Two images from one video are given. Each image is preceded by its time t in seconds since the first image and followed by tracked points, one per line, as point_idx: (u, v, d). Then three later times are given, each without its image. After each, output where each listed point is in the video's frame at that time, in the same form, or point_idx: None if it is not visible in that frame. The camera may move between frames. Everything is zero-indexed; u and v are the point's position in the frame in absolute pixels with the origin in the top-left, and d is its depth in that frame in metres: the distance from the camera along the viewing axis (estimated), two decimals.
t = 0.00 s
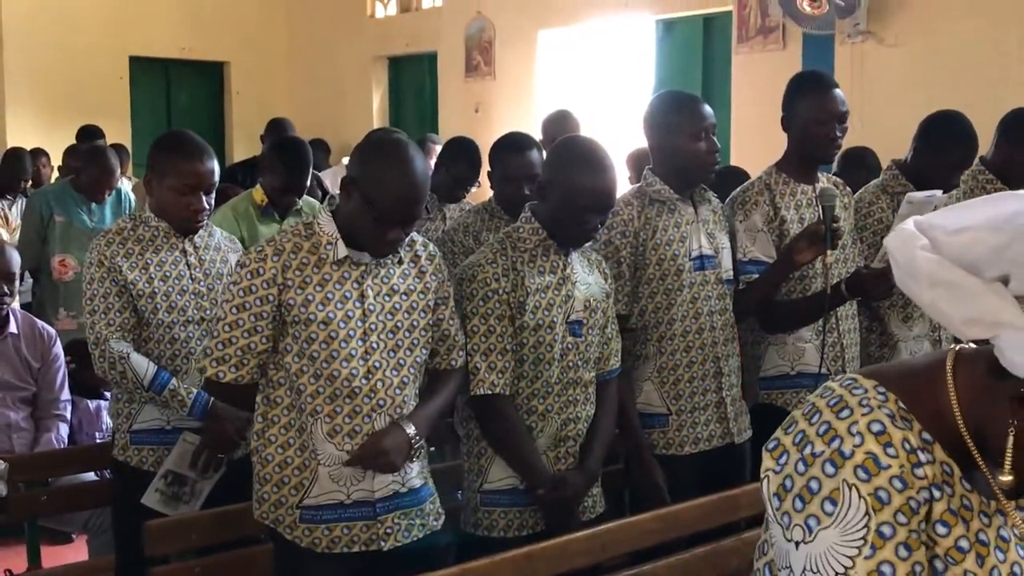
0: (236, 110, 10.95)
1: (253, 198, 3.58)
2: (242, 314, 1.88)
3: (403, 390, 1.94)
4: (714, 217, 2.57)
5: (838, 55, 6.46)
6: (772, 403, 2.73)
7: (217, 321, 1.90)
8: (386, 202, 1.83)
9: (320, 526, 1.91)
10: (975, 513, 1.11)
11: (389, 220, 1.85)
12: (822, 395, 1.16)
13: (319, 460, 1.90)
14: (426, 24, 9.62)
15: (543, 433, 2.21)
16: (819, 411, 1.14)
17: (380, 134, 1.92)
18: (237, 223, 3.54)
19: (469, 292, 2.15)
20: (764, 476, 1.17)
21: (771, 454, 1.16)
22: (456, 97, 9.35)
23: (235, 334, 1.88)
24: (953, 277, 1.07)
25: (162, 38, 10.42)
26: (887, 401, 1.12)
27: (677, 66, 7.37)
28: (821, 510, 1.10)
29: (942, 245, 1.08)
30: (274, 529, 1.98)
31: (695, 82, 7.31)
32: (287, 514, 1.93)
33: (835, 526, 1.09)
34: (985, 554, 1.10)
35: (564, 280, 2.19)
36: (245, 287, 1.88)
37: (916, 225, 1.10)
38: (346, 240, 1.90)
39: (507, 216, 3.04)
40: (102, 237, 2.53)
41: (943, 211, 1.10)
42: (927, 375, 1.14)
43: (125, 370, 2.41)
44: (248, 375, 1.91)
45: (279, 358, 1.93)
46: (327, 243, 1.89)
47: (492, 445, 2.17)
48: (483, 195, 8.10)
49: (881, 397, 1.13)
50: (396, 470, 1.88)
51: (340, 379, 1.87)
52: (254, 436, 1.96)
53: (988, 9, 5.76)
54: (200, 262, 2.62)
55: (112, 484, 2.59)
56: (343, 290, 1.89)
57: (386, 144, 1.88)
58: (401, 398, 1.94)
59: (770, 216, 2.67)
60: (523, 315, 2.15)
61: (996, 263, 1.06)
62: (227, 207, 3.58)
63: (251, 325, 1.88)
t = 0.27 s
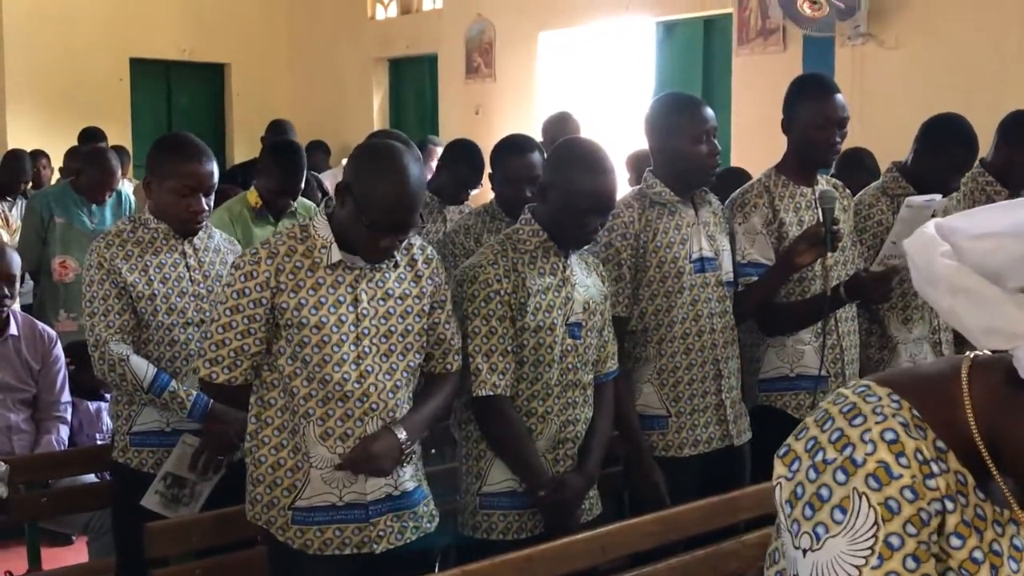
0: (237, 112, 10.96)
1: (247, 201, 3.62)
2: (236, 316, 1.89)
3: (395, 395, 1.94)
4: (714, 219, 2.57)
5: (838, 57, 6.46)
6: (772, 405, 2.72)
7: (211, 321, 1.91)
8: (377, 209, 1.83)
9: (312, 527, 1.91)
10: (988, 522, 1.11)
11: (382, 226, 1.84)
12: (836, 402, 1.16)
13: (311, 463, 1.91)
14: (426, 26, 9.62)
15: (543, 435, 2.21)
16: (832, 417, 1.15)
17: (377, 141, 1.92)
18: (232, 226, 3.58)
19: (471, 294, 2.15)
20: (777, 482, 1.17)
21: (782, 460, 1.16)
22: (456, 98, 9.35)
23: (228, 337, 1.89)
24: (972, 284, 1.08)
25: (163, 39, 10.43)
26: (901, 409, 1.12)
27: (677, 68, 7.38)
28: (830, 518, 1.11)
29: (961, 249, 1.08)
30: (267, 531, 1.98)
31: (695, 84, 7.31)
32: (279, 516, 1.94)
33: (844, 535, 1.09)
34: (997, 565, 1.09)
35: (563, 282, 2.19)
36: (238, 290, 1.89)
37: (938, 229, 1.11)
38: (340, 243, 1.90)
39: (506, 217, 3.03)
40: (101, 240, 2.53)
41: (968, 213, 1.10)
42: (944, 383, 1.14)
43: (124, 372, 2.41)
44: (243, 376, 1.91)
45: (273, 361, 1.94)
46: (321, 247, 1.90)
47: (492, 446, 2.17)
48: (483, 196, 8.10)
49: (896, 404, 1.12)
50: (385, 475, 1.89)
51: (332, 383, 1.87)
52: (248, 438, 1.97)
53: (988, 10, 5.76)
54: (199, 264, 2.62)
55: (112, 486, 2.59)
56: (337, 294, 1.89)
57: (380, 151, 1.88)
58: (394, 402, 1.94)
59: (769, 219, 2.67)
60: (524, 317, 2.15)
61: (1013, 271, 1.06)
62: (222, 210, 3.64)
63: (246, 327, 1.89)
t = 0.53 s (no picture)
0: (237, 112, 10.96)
1: (244, 202, 3.56)
2: (226, 317, 1.87)
3: (388, 396, 1.94)
4: (714, 220, 2.57)
5: (838, 58, 6.46)
6: (770, 406, 2.72)
7: (202, 322, 1.89)
8: (370, 209, 1.82)
9: (304, 532, 1.91)
10: (986, 523, 1.11)
11: (377, 225, 1.83)
12: (834, 403, 1.16)
13: (304, 467, 1.91)
14: (426, 26, 9.62)
15: (542, 436, 2.21)
16: (831, 420, 1.14)
17: (371, 140, 1.92)
18: (229, 227, 3.51)
19: (471, 294, 2.14)
20: (774, 483, 1.17)
21: (780, 462, 1.16)
22: (456, 99, 9.34)
23: (218, 338, 1.87)
24: (971, 284, 1.07)
25: (163, 40, 10.43)
26: (898, 409, 1.12)
27: (677, 68, 7.38)
28: (827, 519, 1.10)
29: (960, 248, 1.07)
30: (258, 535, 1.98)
31: (695, 85, 7.31)
32: (271, 520, 1.94)
33: (840, 536, 1.09)
34: (996, 565, 1.10)
35: (563, 283, 2.19)
36: (228, 291, 1.88)
37: (938, 227, 1.10)
38: (333, 244, 1.91)
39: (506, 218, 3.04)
40: (100, 240, 2.53)
41: (967, 212, 1.09)
42: (943, 386, 1.14)
43: (123, 373, 2.41)
44: (232, 379, 1.90)
45: (264, 363, 1.93)
46: (313, 247, 1.90)
47: (490, 448, 2.17)
48: (483, 197, 8.09)
49: (892, 407, 1.12)
50: (379, 477, 1.89)
51: (325, 385, 1.87)
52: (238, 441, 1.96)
53: (989, 11, 5.75)
54: (198, 264, 2.62)
55: (111, 487, 2.59)
56: (329, 295, 1.89)
57: (374, 150, 1.88)
58: (387, 404, 1.93)
59: (769, 220, 2.68)
60: (523, 318, 2.15)
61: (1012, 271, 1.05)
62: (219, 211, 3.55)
63: (235, 328, 1.88)
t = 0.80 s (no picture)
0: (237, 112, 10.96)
1: (244, 202, 3.57)
2: (217, 320, 1.87)
3: (382, 395, 1.95)
4: (715, 222, 2.57)
5: (839, 59, 6.46)
6: (770, 408, 2.72)
7: (192, 324, 1.88)
8: (366, 204, 1.84)
9: (300, 536, 1.91)
10: (978, 522, 1.13)
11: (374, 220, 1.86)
12: (825, 405, 1.18)
13: (299, 468, 1.90)
14: (427, 26, 9.61)
15: (540, 437, 2.21)
16: (823, 423, 1.16)
17: (361, 136, 1.93)
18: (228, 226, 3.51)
19: (468, 294, 2.14)
20: (767, 487, 1.19)
21: (773, 465, 1.18)
22: (456, 99, 9.34)
23: (210, 341, 1.87)
24: (959, 281, 1.08)
25: (164, 39, 10.43)
26: (888, 410, 1.14)
27: (677, 69, 7.38)
28: (820, 522, 1.12)
29: (948, 246, 1.09)
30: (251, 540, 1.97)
31: (695, 86, 7.32)
32: (265, 525, 1.93)
33: (833, 537, 1.10)
34: (987, 564, 1.11)
35: (560, 284, 2.20)
36: (219, 293, 1.87)
37: (925, 226, 1.11)
38: (324, 242, 1.91)
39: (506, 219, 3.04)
40: (100, 240, 2.53)
41: (953, 211, 1.11)
42: (938, 389, 1.15)
43: (122, 372, 2.42)
44: (223, 382, 1.89)
45: (255, 365, 1.93)
46: (304, 246, 1.90)
47: (489, 450, 2.18)
48: (483, 197, 8.09)
49: (883, 406, 1.14)
50: (377, 476, 1.89)
51: (320, 385, 1.87)
52: (229, 446, 1.95)
53: (991, 13, 5.74)
54: (198, 264, 2.62)
55: (111, 487, 2.59)
56: (322, 294, 1.90)
57: (367, 146, 1.89)
58: (381, 403, 1.95)
59: (769, 221, 2.68)
60: (521, 319, 2.15)
61: (998, 267, 1.07)
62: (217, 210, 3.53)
63: (227, 330, 1.87)
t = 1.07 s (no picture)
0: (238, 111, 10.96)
1: (244, 202, 3.64)
2: (211, 320, 1.87)
3: (377, 394, 1.96)
4: (717, 222, 2.58)
5: (840, 59, 6.45)
6: (770, 408, 2.72)
7: (186, 325, 1.88)
8: (356, 200, 1.84)
9: (296, 537, 1.91)
10: (976, 521, 1.12)
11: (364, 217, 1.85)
12: (822, 408, 1.17)
13: (295, 469, 1.90)
14: (428, 26, 9.61)
15: (539, 437, 2.21)
16: (820, 426, 1.15)
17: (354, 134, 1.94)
18: (230, 225, 3.60)
19: (466, 294, 2.14)
20: (765, 489, 1.18)
21: (772, 468, 1.17)
22: (457, 99, 9.34)
23: (203, 342, 1.86)
24: (949, 280, 1.07)
25: (164, 38, 10.42)
26: (885, 411, 1.13)
27: (678, 69, 7.38)
28: (817, 524, 1.11)
29: (938, 245, 1.07)
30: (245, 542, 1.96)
31: (696, 86, 7.32)
32: (261, 527, 1.92)
33: (831, 540, 1.10)
34: (986, 563, 1.10)
35: (559, 284, 2.20)
36: (212, 292, 1.87)
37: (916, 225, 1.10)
38: (317, 241, 1.92)
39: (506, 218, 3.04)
40: (100, 239, 2.53)
41: (945, 209, 1.09)
42: (935, 388, 1.14)
43: (123, 371, 2.41)
44: (217, 383, 1.89)
45: (248, 366, 1.92)
46: (297, 245, 1.91)
47: (487, 451, 2.18)
48: (483, 197, 8.10)
49: (880, 407, 1.13)
50: (374, 474, 1.89)
51: (316, 383, 1.88)
52: (223, 448, 1.94)
53: (993, 14, 5.74)
54: (198, 263, 2.62)
55: (110, 486, 2.59)
56: (316, 293, 1.90)
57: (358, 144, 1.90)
58: (376, 402, 1.96)
59: (770, 222, 2.68)
60: (519, 319, 2.15)
61: (989, 266, 1.05)
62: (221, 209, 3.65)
63: (221, 330, 1.87)
